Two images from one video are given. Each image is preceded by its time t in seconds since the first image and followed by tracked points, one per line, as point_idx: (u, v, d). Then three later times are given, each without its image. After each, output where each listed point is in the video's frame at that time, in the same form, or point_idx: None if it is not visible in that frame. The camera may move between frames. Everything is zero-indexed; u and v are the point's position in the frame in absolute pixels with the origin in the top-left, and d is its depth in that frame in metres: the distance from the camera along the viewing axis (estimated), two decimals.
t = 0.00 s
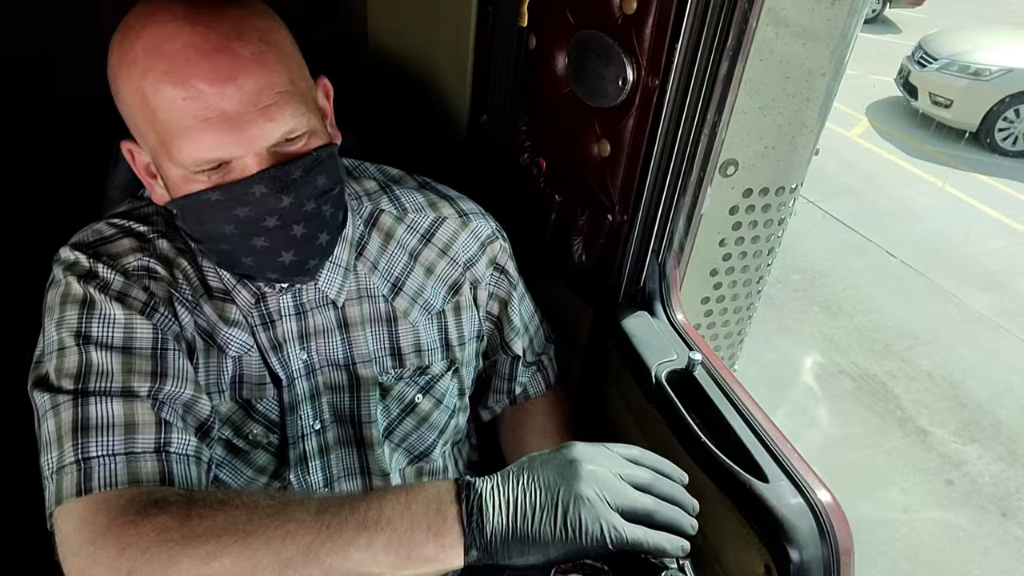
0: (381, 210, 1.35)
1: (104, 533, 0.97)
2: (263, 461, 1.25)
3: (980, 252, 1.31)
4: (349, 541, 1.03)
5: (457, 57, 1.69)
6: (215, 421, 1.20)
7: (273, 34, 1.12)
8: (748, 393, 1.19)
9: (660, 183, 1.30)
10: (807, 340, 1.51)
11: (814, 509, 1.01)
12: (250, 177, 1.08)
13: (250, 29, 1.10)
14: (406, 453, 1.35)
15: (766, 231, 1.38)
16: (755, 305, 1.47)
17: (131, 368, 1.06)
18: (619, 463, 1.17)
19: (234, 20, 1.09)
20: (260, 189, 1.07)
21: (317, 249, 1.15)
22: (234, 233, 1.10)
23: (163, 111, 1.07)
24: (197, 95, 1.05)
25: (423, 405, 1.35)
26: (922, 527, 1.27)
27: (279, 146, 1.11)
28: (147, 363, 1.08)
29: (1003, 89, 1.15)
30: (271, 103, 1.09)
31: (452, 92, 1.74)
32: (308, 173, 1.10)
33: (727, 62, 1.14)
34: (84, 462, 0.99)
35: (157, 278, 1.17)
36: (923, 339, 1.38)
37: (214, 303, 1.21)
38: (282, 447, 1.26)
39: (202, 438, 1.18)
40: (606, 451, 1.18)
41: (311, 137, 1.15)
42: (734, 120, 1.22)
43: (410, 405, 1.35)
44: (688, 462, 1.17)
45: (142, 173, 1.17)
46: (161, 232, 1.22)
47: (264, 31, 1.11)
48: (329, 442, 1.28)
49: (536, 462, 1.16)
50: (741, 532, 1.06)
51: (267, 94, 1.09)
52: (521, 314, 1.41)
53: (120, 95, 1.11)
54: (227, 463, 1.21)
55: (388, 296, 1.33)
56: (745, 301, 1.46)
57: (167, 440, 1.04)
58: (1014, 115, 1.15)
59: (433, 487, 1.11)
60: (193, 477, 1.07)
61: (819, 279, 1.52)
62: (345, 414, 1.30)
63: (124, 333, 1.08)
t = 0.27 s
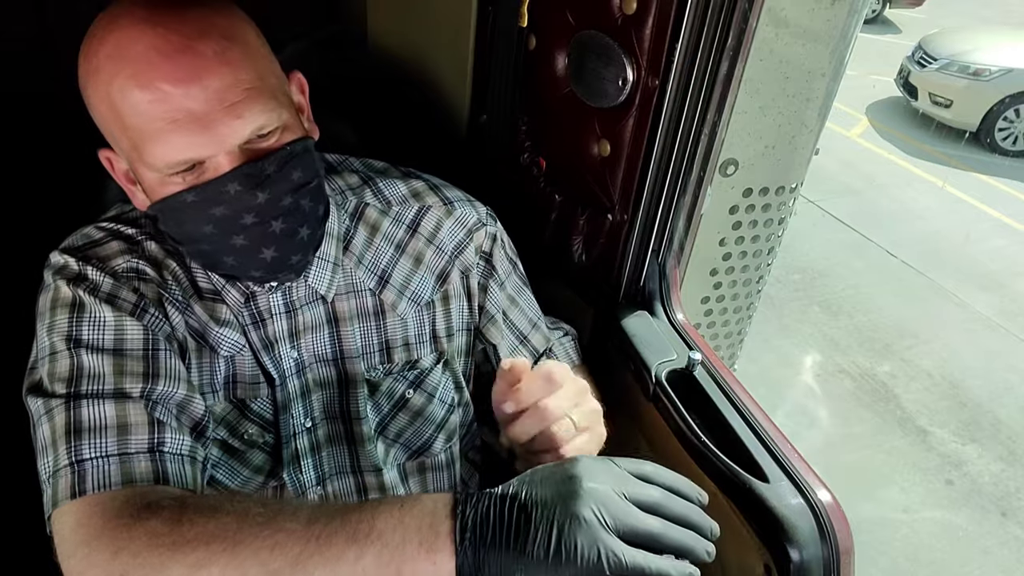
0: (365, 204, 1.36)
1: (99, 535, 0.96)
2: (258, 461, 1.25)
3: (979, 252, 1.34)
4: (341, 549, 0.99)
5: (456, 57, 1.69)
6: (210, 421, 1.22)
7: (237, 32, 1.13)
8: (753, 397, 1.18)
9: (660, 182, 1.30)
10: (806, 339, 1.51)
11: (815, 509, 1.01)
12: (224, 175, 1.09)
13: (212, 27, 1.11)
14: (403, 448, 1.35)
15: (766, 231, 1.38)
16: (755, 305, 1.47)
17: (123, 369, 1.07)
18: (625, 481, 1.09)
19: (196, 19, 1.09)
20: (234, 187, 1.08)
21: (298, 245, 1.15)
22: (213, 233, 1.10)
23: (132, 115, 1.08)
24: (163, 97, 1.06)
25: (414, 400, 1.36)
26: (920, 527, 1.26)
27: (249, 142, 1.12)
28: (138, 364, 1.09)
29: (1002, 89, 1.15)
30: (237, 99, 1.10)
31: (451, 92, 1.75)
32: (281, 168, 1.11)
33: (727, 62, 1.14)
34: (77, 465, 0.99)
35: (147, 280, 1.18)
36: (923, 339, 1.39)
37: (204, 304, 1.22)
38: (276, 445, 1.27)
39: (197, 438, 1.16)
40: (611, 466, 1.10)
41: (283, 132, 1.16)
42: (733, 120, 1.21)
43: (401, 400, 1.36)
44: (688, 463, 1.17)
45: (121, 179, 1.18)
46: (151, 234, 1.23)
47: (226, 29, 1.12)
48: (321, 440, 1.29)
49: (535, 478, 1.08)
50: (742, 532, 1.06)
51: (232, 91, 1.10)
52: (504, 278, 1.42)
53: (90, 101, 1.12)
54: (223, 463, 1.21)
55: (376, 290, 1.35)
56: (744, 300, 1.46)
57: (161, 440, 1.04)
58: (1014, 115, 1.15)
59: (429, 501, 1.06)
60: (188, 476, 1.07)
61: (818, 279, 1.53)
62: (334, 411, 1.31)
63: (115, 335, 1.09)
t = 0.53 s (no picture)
0: (363, 203, 1.33)
1: (94, 538, 0.96)
2: (263, 461, 1.27)
3: (979, 252, 1.34)
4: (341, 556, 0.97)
5: (456, 57, 1.69)
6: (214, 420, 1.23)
7: (236, 30, 1.12)
8: (753, 398, 1.18)
9: (660, 181, 1.30)
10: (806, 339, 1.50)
11: (814, 509, 1.01)
12: (226, 177, 1.09)
13: (211, 25, 1.10)
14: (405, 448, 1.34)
15: (765, 231, 1.38)
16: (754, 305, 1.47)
17: (126, 368, 1.07)
18: (628, 505, 1.06)
19: (196, 16, 1.09)
20: (236, 190, 1.08)
21: (301, 249, 1.16)
22: (218, 233, 1.10)
23: (131, 113, 1.07)
24: (162, 95, 1.06)
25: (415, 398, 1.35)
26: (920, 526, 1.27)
27: (249, 141, 1.11)
28: (142, 364, 1.09)
29: (1002, 89, 1.15)
30: (237, 98, 1.10)
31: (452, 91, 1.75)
32: (283, 170, 1.11)
33: (727, 62, 1.14)
34: (77, 464, 0.99)
35: (153, 277, 1.17)
36: (923, 339, 1.39)
37: (209, 304, 1.22)
38: (280, 444, 1.28)
39: (201, 439, 1.17)
40: (615, 488, 1.08)
41: (284, 131, 1.15)
42: (733, 121, 1.21)
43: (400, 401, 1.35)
44: (688, 465, 1.16)
45: (124, 176, 1.18)
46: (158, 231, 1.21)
47: (224, 26, 1.11)
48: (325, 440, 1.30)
49: (538, 497, 1.06)
50: (741, 532, 1.06)
51: (232, 90, 1.09)
52: (496, 261, 1.34)
53: (92, 99, 1.12)
54: (228, 464, 1.24)
55: (372, 289, 1.33)
56: (744, 300, 1.46)
57: (162, 441, 1.04)
58: (1014, 115, 1.15)
59: (428, 516, 1.04)
60: (188, 477, 1.07)
61: (820, 278, 1.52)
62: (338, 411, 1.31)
63: (119, 334, 1.09)
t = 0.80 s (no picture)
0: (381, 214, 1.29)
1: (93, 541, 0.94)
2: (265, 466, 1.24)
3: (978, 252, 1.35)
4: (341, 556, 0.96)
5: (454, 57, 1.68)
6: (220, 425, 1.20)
7: (279, 30, 1.09)
8: (756, 401, 1.18)
9: (660, 182, 1.30)
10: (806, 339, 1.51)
11: (814, 509, 1.01)
12: (256, 177, 1.06)
13: (254, 24, 1.07)
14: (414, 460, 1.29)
15: (765, 231, 1.38)
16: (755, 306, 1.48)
17: (135, 371, 1.05)
18: (623, 495, 1.08)
19: (239, 15, 1.06)
20: (267, 191, 1.05)
21: (325, 255, 1.12)
22: (241, 235, 1.07)
23: (167, 107, 1.04)
24: (203, 91, 1.03)
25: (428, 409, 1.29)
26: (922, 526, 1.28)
27: (285, 143, 1.08)
28: (150, 367, 1.06)
29: (1002, 89, 1.15)
30: (278, 100, 1.07)
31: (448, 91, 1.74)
32: (314, 174, 1.08)
33: (727, 62, 1.14)
34: (80, 465, 0.98)
35: (168, 278, 1.14)
36: (923, 339, 1.40)
37: (221, 308, 1.19)
38: (284, 449, 1.25)
39: (202, 445, 1.14)
40: (609, 480, 1.10)
41: (319, 136, 1.12)
42: (733, 120, 1.21)
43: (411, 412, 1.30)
44: (688, 467, 1.15)
45: (148, 172, 1.15)
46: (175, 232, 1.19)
47: (266, 27, 1.08)
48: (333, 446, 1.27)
49: (534, 490, 1.08)
50: (738, 530, 1.05)
51: (272, 91, 1.07)
52: (517, 251, 1.27)
53: (126, 91, 1.09)
54: (231, 468, 1.20)
55: (387, 300, 1.27)
56: (745, 301, 1.46)
57: (164, 447, 1.02)
58: (1014, 115, 1.15)
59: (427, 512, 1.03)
60: (189, 483, 1.05)
61: (819, 279, 1.53)
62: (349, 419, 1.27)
63: (129, 334, 1.06)
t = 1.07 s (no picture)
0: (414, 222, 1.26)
1: (100, 538, 0.86)
2: (282, 469, 1.21)
3: (979, 252, 1.36)
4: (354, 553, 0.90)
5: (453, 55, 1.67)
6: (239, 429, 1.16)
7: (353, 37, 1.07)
8: (757, 402, 1.20)
9: (660, 181, 1.30)
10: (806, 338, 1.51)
11: (815, 510, 1.01)
12: (324, 181, 1.04)
13: (331, 28, 1.05)
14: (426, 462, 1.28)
15: (766, 231, 1.38)
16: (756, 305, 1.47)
17: (162, 370, 0.98)
18: (611, 486, 1.13)
19: (317, 18, 1.04)
20: (332, 196, 1.03)
21: (375, 263, 1.09)
22: (299, 236, 1.04)
23: (239, 104, 1.01)
24: (282, 91, 1.01)
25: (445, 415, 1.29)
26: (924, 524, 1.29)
27: (352, 151, 1.06)
28: (177, 368, 1.00)
29: (1003, 89, 1.15)
30: (351, 107, 1.05)
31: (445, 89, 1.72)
32: (376, 184, 1.06)
33: (727, 61, 1.14)
34: (97, 461, 0.89)
35: (200, 280, 1.08)
36: (923, 338, 1.41)
37: (250, 312, 1.13)
38: (302, 452, 1.23)
39: (215, 451, 1.10)
40: (598, 475, 1.14)
41: (381, 147, 1.10)
42: (733, 120, 1.21)
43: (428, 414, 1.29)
44: (689, 467, 1.15)
45: (198, 166, 1.09)
46: (208, 233, 1.12)
47: (342, 33, 1.06)
48: (350, 449, 1.25)
49: (532, 483, 1.10)
50: (736, 528, 1.05)
51: (347, 98, 1.05)
52: (545, 264, 1.28)
53: (188, 83, 1.04)
54: (250, 471, 1.18)
55: (419, 308, 1.26)
56: (745, 302, 1.46)
57: (182, 452, 0.95)
58: (1014, 115, 1.15)
59: (435, 507, 1.00)
60: (203, 491, 0.97)
61: (818, 279, 1.52)
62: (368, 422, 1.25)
63: (159, 333, 0.99)
